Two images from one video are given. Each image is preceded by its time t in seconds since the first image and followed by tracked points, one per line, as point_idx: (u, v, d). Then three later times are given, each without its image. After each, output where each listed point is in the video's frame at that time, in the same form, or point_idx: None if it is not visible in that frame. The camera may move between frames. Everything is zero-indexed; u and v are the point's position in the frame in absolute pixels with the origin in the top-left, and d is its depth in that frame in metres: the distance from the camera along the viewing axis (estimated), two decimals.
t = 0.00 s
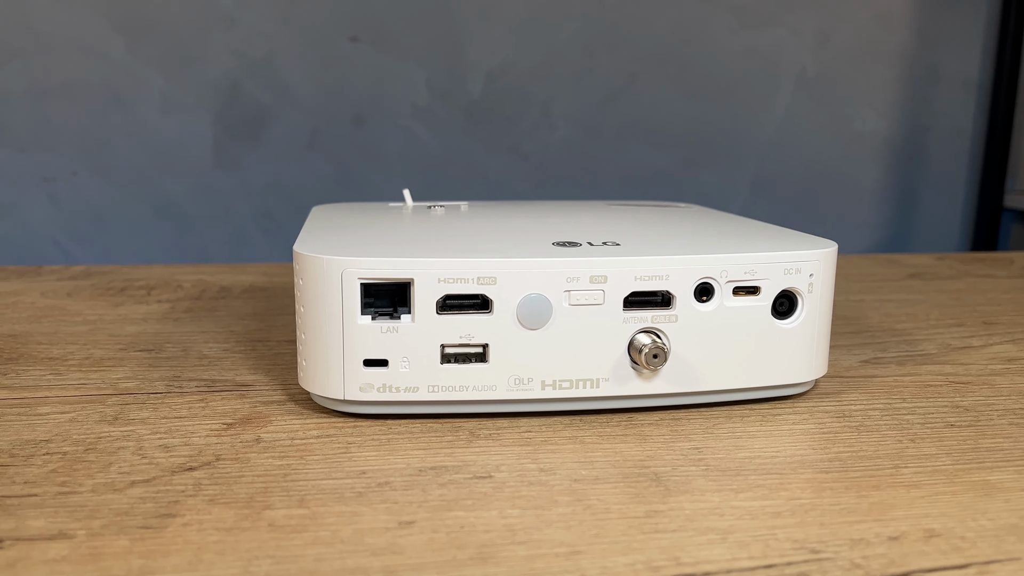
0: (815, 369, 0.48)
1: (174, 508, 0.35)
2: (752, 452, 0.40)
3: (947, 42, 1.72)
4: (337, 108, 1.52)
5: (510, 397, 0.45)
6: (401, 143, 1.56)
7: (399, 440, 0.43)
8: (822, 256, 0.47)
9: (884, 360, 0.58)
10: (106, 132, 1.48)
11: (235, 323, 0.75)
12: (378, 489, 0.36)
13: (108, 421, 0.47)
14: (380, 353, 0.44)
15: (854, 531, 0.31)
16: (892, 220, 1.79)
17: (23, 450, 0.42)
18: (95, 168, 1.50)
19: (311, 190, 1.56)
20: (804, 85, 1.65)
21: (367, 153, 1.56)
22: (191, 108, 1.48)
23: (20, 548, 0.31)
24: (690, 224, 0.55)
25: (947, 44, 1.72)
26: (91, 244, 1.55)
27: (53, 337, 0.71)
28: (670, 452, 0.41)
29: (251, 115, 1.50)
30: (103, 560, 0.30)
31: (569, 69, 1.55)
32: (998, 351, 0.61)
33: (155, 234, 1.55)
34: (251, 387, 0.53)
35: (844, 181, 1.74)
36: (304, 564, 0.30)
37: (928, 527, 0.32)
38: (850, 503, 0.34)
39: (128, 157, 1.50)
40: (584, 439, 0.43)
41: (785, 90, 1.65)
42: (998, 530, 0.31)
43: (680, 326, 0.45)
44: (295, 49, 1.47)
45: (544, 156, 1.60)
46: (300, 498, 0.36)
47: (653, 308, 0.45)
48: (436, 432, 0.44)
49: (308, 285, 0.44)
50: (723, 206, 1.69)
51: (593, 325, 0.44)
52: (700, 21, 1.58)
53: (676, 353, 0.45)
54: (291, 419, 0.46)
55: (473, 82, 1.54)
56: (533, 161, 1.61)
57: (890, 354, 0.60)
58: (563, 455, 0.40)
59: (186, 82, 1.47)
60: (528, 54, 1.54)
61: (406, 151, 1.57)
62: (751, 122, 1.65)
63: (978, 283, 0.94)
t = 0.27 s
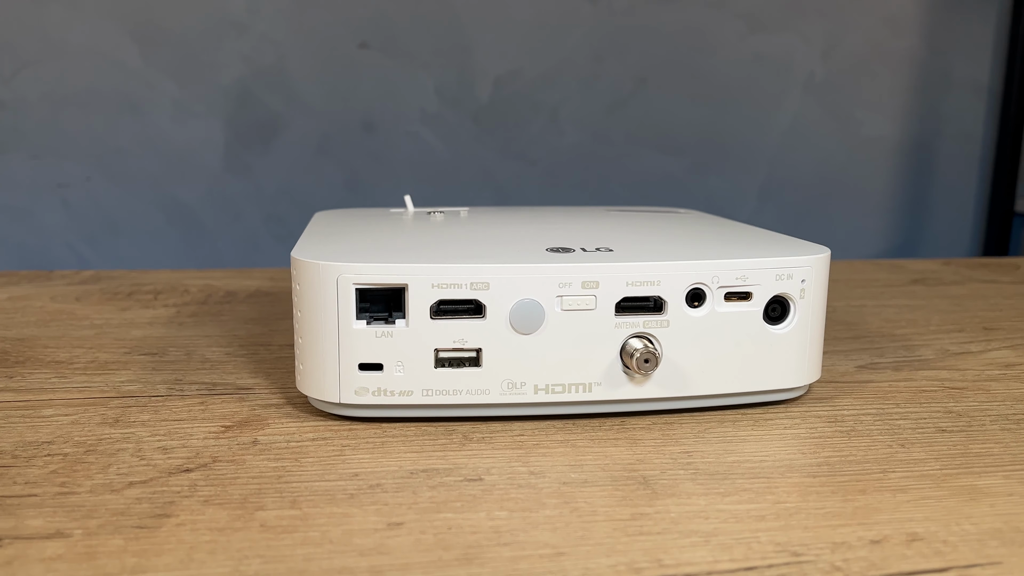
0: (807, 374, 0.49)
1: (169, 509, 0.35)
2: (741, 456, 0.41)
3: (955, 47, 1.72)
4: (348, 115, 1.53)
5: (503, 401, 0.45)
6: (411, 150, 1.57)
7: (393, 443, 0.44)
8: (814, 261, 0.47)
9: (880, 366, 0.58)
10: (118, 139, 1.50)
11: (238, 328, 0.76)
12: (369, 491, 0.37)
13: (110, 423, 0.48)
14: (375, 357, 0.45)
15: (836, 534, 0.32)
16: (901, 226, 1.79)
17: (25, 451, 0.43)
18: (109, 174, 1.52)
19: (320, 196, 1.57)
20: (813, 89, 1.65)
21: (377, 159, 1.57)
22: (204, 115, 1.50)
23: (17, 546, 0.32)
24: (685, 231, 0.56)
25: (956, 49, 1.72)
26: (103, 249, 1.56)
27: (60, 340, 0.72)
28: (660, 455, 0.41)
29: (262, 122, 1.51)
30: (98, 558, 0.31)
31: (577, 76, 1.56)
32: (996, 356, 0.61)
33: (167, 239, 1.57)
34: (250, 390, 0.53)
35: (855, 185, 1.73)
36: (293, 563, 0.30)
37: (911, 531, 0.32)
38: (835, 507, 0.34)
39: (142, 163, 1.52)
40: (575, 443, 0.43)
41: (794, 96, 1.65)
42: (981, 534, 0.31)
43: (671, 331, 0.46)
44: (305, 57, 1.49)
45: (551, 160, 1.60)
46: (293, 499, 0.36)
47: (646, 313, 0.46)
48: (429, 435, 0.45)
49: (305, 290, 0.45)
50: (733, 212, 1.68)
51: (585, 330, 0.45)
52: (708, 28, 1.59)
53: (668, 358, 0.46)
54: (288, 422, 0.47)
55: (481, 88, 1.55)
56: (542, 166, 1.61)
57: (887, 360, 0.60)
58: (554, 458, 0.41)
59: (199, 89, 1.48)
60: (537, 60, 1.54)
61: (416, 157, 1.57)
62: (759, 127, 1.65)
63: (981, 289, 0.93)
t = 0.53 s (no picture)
0: (801, 382, 0.49)
1: (162, 513, 0.36)
2: (731, 464, 0.41)
3: (988, 50, 1.65)
4: (357, 121, 1.49)
5: (496, 408, 0.46)
6: (420, 156, 1.52)
7: (386, 449, 0.44)
8: (808, 269, 0.47)
9: (878, 373, 0.58)
10: (133, 144, 1.46)
11: (241, 333, 0.77)
12: (359, 497, 0.37)
13: (110, 428, 0.48)
14: (369, 364, 0.45)
15: (820, 542, 0.32)
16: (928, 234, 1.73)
17: (25, 456, 0.44)
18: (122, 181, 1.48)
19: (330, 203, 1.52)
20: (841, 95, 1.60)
21: (387, 166, 1.52)
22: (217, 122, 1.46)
23: (13, 549, 0.32)
24: (682, 240, 0.56)
25: (989, 52, 1.65)
26: (118, 254, 1.52)
27: (67, 346, 0.73)
28: (650, 463, 0.41)
29: (274, 128, 1.47)
30: (90, 561, 0.31)
31: (597, 82, 1.51)
32: (996, 364, 0.61)
33: (179, 246, 1.53)
34: (250, 396, 0.54)
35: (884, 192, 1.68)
36: (281, 568, 0.31)
37: (894, 539, 0.32)
38: (822, 515, 0.34)
39: (154, 170, 1.47)
40: (567, 449, 0.43)
41: (820, 102, 1.60)
42: (966, 544, 0.31)
43: (663, 339, 0.46)
44: (317, 63, 1.45)
45: (559, 166, 1.55)
46: (284, 504, 0.37)
47: (638, 321, 0.46)
48: (423, 442, 0.45)
49: (301, 297, 0.45)
50: (760, 220, 1.64)
51: (577, 337, 0.45)
52: (732, 32, 1.53)
53: (660, 365, 0.46)
54: (284, 428, 0.48)
55: (491, 94, 1.49)
56: (551, 172, 1.55)
57: (885, 367, 0.60)
58: (544, 465, 0.41)
59: (211, 96, 1.44)
60: (547, 65, 1.49)
61: (425, 164, 1.53)
62: (788, 134, 1.60)
63: (986, 296, 0.93)
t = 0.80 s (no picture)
0: (796, 389, 0.49)
1: (158, 515, 0.37)
2: (722, 470, 0.41)
3: None
4: (369, 127, 1.41)
5: (491, 413, 0.46)
6: (431, 161, 1.44)
7: (381, 453, 0.45)
8: (802, 277, 0.47)
9: (876, 381, 0.58)
10: (147, 151, 1.40)
11: (246, 338, 0.77)
12: (352, 500, 0.38)
13: (112, 431, 0.49)
14: (365, 370, 0.46)
15: (804, 549, 0.32)
16: (967, 242, 1.64)
17: (29, 458, 0.44)
18: (139, 187, 1.42)
19: (342, 210, 1.45)
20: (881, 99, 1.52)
21: (400, 173, 1.44)
22: (230, 127, 1.39)
23: (11, 549, 0.33)
24: (679, 248, 0.57)
25: None
26: (133, 261, 1.46)
27: (75, 350, 0.74)
28: (641, 468, 0.42)
29: (287, 134, 1.40)
30: (85, 562, 0.32)
31: (623, 89, 1.43)
32: (997, 372, 0.60)
33: (195, 254, 1.46)
34: (250, 400, 0.55)
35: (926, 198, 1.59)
36: (270, 570, 0.31)
37: (878, 546, 0.32)
38: (808, 522, 0.34)
39: (169, 176, 1.41)
40: (560, 454, 0.44)
41: (858, 107, 1.51)
42: (950, 551, 0.32)
43: (656, 346, 0.46)
44: (327, 67, 1.38)
45: (571, 171, 1.46)
46: (277, 508, 0.37)
47: (631, 327, 0.46)
48: (418, 446, 0.45)
49: (298, 304, 0.46)
50: (798, 231, 1.56)
51: (570, 344, 0.46)
52: (764, 34, 1.44)
53: (653, 371, 0.46)
54: (282, 432, 0.48)
55: (501, 101, 1.42)
56: (561, 179, 1.47)
57: (884, 374, 0.60)
58: (536, 470, 0.42)
59: (224, 100, 1.38)
60: (557, 69, 1.41)
61: (437, 171, 1.45)
62: (829, 141, 1.52)
63: (993, 302, 0.92)
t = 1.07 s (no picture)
0: (795, 393, 0.49)
1: (163, 512, 0.37)
2: (718, 472, 0.41)
3: None
4: (383, 132, 1.42)
5: (491, 415, 0.47)
6: (445, 166, 1.44)
7: (383, 454, 0.45)
8: (801, 281, 0.48)
9: (879, 385, 0.58)
10: (165, 155, 1.41)
11: (256, 341, 0.79)
12: (352, 499, 0.39)
13: (121, 431, 0.50)
14: (368, 372, 0.47)
15: (794, 549, 0.32)
16: (986, 247, 1.62)
17: (40, 456, 0.46)
18: (157, 192, 1.43)
19: (357, 214, 1.45)
20: (897, 103, 1.50)
21: (414, 178, 1.44)
22: (246, 133, 1.40)
23: (20, 544, 0.34)
24: (680, 253, 0.57)
25: None
26: (152, 264, 1.47)
27: (89, 351, 0.76)
28: (638, 470, 0.42)
29: (302, 140, 1.41)
30: (91, 556, 0.33)
31: (637, 95, 1.43)
32: (1001, 377, 0.60)
33: (212, 257, 1.47)
34: (257, 401, 0.56)
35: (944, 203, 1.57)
36: (269, 565, 0.32)
37: (869, 548, 0.32)
38: (800, 523, 0.35)
39: (186, 182, 1.42)
40: (558, 456, 0.44)
41: (875, 112, 1.50)
42: (940, 554, 0.32)
43: (655, 349, 0.47)
44: (343, 73, 1.38)
45: (585, 176, 1.46)
46: (279, 505, 0.38)
47: (630, 331, 0.47)
48: (419, 447, 0.46)
49: (303, 306, 0.47)
50: (814, 237, 1.55)
51: (570, 347, 0.46)
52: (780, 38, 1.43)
53: (653, 374, 0.47)
54: (287, 432, 0.49)
55: (515, 105, 1.41)
56: (574, 184, 1.46)
57: (887, 379, 0.60)
58: (534, 471, 0.42)
59: (240, 106, 1.38)
60: (570, 75, 1.40)
61: (451, 176, 1.45)
62: (847, 146, 1.51)
63: (1002, 307, 0.92)
